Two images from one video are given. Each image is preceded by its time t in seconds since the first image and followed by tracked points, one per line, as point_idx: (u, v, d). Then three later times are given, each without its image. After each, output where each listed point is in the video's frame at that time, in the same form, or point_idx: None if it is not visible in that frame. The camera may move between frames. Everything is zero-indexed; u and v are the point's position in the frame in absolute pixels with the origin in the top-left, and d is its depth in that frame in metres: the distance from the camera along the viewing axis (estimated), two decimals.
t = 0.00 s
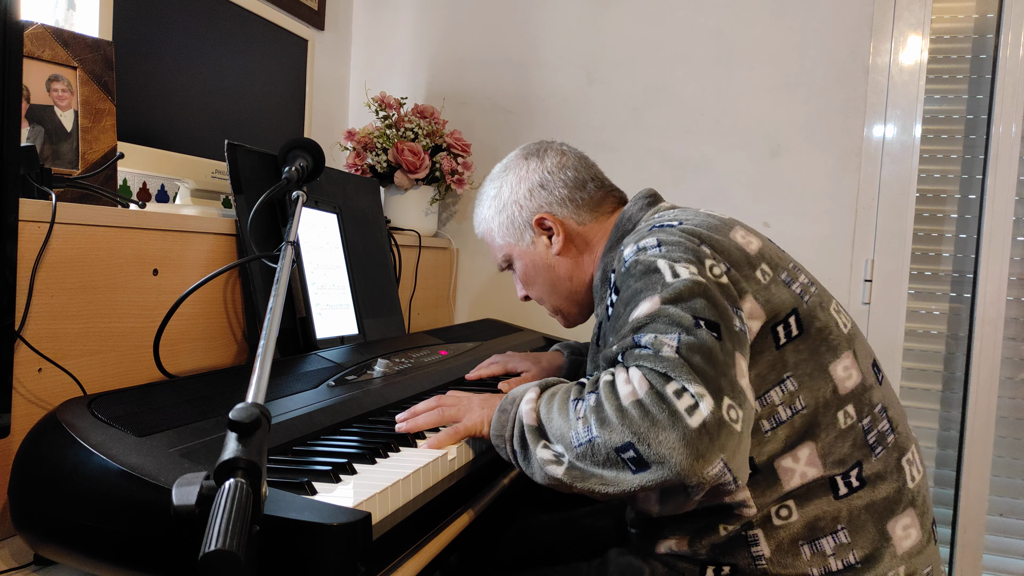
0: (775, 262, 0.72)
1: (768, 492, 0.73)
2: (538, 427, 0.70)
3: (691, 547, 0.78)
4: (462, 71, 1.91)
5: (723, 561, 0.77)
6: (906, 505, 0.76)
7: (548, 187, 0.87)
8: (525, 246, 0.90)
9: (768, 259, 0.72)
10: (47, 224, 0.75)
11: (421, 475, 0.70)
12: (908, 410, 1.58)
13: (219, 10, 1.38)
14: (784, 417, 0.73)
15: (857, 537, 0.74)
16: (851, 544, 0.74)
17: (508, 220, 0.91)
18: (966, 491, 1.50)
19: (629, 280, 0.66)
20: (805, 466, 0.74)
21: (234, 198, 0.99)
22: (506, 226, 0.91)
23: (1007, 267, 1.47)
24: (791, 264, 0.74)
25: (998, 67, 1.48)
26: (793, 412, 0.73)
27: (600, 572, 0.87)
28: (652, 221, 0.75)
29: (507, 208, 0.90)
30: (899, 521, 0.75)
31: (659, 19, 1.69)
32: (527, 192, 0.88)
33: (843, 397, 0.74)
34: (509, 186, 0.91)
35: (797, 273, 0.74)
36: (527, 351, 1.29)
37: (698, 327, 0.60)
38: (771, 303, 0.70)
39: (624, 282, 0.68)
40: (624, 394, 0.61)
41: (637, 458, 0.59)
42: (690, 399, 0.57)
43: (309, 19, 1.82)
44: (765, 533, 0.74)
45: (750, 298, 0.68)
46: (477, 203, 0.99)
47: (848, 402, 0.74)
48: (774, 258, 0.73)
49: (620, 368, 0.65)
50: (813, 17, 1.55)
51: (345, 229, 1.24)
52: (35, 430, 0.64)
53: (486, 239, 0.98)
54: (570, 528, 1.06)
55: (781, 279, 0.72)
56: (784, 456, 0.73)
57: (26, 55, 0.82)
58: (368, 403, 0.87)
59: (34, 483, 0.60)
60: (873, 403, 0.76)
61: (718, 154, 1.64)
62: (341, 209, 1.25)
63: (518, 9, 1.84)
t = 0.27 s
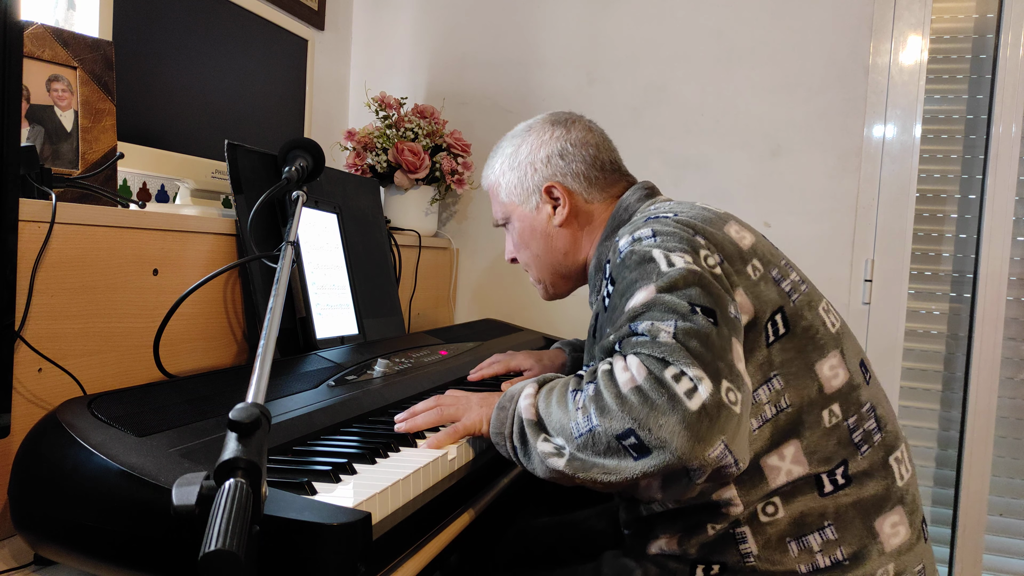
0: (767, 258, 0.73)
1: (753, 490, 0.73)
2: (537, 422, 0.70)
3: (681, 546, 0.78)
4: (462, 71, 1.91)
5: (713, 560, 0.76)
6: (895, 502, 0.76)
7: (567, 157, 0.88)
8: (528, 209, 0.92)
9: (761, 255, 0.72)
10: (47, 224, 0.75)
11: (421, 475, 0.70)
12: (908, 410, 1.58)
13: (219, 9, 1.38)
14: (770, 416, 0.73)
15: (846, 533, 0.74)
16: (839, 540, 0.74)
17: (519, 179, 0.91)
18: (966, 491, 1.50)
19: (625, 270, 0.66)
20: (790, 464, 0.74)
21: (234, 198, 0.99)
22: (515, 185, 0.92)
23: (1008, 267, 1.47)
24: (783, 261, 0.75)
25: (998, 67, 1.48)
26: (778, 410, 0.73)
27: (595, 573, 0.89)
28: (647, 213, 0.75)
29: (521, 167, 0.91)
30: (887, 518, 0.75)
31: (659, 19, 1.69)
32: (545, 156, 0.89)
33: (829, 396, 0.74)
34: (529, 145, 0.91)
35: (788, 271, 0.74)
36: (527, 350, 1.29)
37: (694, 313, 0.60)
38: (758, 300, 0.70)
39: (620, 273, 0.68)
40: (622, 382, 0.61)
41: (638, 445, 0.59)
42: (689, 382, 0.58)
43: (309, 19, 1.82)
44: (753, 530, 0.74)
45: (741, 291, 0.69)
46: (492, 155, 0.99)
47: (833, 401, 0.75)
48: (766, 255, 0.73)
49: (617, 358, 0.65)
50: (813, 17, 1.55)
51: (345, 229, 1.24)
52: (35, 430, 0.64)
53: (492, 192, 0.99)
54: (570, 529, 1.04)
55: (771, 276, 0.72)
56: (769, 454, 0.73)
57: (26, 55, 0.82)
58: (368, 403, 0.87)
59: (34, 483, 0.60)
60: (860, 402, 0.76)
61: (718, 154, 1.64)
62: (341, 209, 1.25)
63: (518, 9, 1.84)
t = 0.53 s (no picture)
0: (769, 255, 0.72)
1: (750, 488, 0.73)
2: (537, 417, 0.70)
3: (678, 545, 0.78)
4: (462, 71, 1.91)
5: (710, 558, 0.76)
6: (891, 501, 0.76)
7: (581, 140, 0.87)
8: (536, 187, 0.91)
9: (763, 252, 0.72)
10: (47, 224, 0.75)
11: (421, 474, 0.70)
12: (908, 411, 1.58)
13: (219, 9, 1.38)
14: (767, 413, 0.72)
15: (841, 532, 0.74)
16: (834, 538, 0.74)
17: (530, 155, 0.91)
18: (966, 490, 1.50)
19: (629, 260, 0.66)
20: (786, 463, 0.73)
21: (234, 198, 0.99)
22: (527, 159, 0.91)
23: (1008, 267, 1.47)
24: (784, 259, 0.74)
25: (998, 67, 1.48)
26: (775, 408, 0.72)
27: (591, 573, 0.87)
28: (652, 205, 0.74)
29: (534, 144, 0.90)
30: (883, 517, 0.75)
31: (659, 19, 1.69)
32: (560, 135, 0.88)
33: (825, 396, 0.74)
34: (545, 122, 0.90)
35: (789, 269, 0.74)
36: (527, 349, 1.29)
37: (697, 304, 0.60)
38: (759, 298, 0.70)
39: (623, 264, 0.68)
40: (623, 372, 0.61)
41: (639, 436, 0.59)
42: (690, 372, 0.58)
43: (309, 19, 1.82)
44: (749, 527, 0.73)
45: (743, 286, 0.68)
46: (506, 129, 0.98)
47: (829, 400, 0.74)
48: (768, 251, 0.72)
49: (618, 350, 0.65)
50: (813, 17, 1.55)
51: (345, 229, 1.25)
52: (35, 430, 0.64)
53: (500, 165, 0.98)
54: (569, 530, 1.06)
55: (772, 274, 0.72)
56: (764, 452, 0.73)
57: (26, 55, 0.82)
58: (368, 403, 0.87)
59: (34, 483, 0.60)
60: (857, 401, 0.75)
61: (718, 154, 1.64)
62: (341, 209, 1.25)
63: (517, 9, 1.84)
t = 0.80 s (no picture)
0: (782, 252, 0.73)
1: (752, 485, 0.73)
2: (537, 414, 0.70)
3: (679, 544, 0.79)
4: (463, 71, 1.91)
5: (711, 556, 0.77)
6: (893, 502, 0.75)
7: (602, 125, 0.88)
8: (553, 169, 0.91)
9: (776, 248, 0.72)
10: (47, 224, 0.75)
11: (421, 475, 0.70)
12: (908, 411, 1.58)
13: (219, 9, 1.38)
14: (772, 411, 0.72)
15: (843, 532, 0.74)
16: (835, 538, 0.73)
17: (548, 136, 0.91)
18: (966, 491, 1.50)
19: (640, 253, 0.66)
20: (789, 460, 0.73)
21: (234, 198, 0.99)
22: (545, 141, 0.91)
23: (1008, 268, 1.47)
24: (797, 258, 0.75)
25: (998, 67, 1.48)
26: (780, 406, 0.72)
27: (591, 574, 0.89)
28: (665, 198, 0.74)
29: (554, 125, 0.90)
30: (886, 517, 0.75)
31: (659, 19, 1.69)
32: (581, 119, 0.88)
33: (830, 395, 0.74)
34: (566, 104, 0.90)
35: (799, 268, 0.74)
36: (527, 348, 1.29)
37: (706, 299, 0.60)
38: (768, 296, 0.70)
39: (635, 255, 0.68)
40: (627, 367, 0.62)
41: (640, 430, 0.59)
42: (694, 367, 0.57)
43: (309, 19, 1.82)
44: (750, 525, 0.74)
45: (753, 283, 0.68)
46: (524, 110, 0.98)
47: (834, 401, 0.74)
48: (780, 249, 0.73)
49: (622, 345, 0.65)
50: (813, 16, 1.55)
51: (345, 229, 1.24)
52: (35, 430, 0.64)
53: (515, 145, 0.98)
54: (569, 530, 1.06)
55: (783, 272, 0.72)
56: (767, 449, 0.73)
57: (26, 55, 0.82)
58: (368, 403, 0.87)
59: (34, 483, 0.60)
60: (862, 403, 0.75)
61: (718, 154, 1.64)
62: (341, 209, 1.25)
63: (517, 10, 1.84)
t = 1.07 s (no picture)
0: (811, 250, 0.73)
1: (761, 479, 0.73)
2: (537, 408, 0.70)
3: (684, 540, 0.78)
4: (463, 71, 1.91)
5: (715, 552, 0.77)
6: (902, 507, 0.76)
7: (636, 107, 0.87)
8: (583, 148, 0.91)
9: (806, 245, 0.72)
10: (47, 224, 0.75)
11: (421, 475, 0.70)
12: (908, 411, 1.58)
13: (219, 9, 1.38)
14: (787, 407, 0.72)
15: (849, 533, 0.74)
16: (842, 538, 0.74)
17: (581, 116, 0.90)
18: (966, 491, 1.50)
19: (666, 239, 0.66)
20: (800, 456, 0.73)
21: (234, 198, 0.99)
22: (578, 118, 0.90)
23: (1008, 268, 1.47)
24: (825, 256, 0.75)
25: (998, 67, 1.48)
26: (796, 403, 0.72)
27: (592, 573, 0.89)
28: (694, 185, 0.74)
29: (589, 104, 0.89)
30: (893, 521, 0.75)
31: (659, 19, 1.69)
32: (616, 100, 0.88)
33: (849, 395, 0.74)
34: (603, 84, 0.89)
35: (828, 267, 0.74)
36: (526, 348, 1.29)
37: (725, 293, 0.59)
38: (792, 293, 0.69)
39: (661, 241, 0.67)
40: (634, 358, 0.62)
41: (642, 423, 0.59)
42: (701, 362, 0.57)
43: (309, 19, 1.82)
44: (757, 521, 0.74)
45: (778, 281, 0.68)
46: (558, 86, 0.97)
47: (852, 401, 0.74)
48: (810, 246, 0.73)
49: (632, 337, 0.65)
50: (813, 16, 1.55)
51: (345, 229, 1.24)
52: (35, 430, 0.64)
53: (546, 121, 0.97)
54: (570, 529, 1.05)
55: (811, 269, 0.72)
56: (780, 444, 0.73)
57: (26, 55, 0.82)
58: (368, 403, 0.87)
59: (34, 483, 0.60)
60: (878, 406, 0.75)
61: (718, 154, 1.64)
62: (341, 209, 1.25)
63: (517, 10, 1.84)
